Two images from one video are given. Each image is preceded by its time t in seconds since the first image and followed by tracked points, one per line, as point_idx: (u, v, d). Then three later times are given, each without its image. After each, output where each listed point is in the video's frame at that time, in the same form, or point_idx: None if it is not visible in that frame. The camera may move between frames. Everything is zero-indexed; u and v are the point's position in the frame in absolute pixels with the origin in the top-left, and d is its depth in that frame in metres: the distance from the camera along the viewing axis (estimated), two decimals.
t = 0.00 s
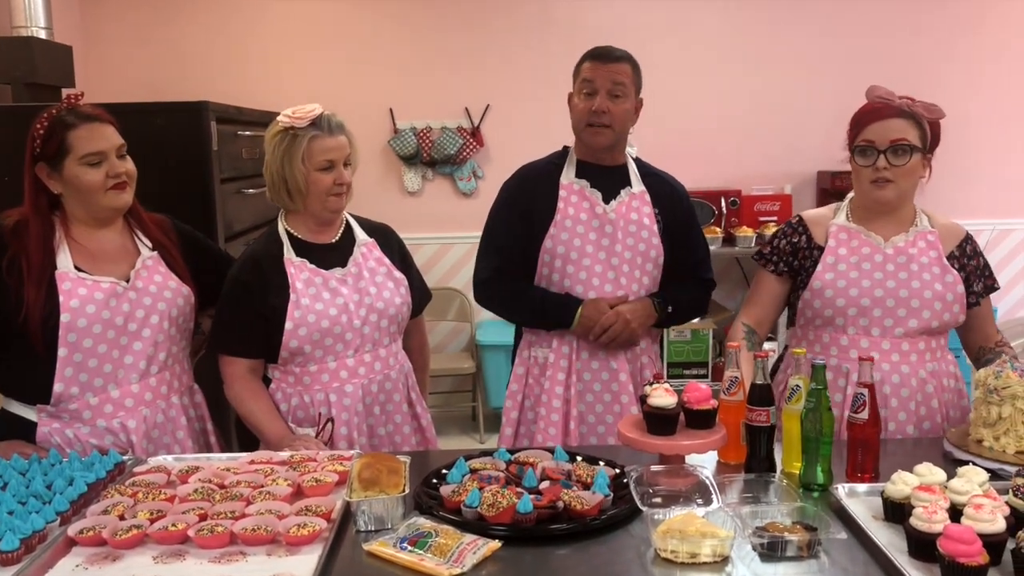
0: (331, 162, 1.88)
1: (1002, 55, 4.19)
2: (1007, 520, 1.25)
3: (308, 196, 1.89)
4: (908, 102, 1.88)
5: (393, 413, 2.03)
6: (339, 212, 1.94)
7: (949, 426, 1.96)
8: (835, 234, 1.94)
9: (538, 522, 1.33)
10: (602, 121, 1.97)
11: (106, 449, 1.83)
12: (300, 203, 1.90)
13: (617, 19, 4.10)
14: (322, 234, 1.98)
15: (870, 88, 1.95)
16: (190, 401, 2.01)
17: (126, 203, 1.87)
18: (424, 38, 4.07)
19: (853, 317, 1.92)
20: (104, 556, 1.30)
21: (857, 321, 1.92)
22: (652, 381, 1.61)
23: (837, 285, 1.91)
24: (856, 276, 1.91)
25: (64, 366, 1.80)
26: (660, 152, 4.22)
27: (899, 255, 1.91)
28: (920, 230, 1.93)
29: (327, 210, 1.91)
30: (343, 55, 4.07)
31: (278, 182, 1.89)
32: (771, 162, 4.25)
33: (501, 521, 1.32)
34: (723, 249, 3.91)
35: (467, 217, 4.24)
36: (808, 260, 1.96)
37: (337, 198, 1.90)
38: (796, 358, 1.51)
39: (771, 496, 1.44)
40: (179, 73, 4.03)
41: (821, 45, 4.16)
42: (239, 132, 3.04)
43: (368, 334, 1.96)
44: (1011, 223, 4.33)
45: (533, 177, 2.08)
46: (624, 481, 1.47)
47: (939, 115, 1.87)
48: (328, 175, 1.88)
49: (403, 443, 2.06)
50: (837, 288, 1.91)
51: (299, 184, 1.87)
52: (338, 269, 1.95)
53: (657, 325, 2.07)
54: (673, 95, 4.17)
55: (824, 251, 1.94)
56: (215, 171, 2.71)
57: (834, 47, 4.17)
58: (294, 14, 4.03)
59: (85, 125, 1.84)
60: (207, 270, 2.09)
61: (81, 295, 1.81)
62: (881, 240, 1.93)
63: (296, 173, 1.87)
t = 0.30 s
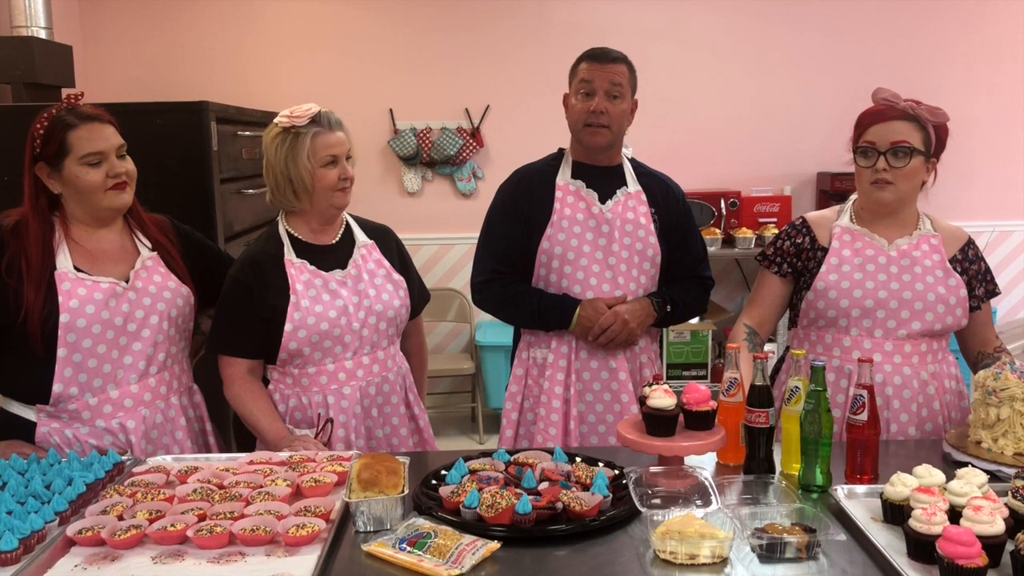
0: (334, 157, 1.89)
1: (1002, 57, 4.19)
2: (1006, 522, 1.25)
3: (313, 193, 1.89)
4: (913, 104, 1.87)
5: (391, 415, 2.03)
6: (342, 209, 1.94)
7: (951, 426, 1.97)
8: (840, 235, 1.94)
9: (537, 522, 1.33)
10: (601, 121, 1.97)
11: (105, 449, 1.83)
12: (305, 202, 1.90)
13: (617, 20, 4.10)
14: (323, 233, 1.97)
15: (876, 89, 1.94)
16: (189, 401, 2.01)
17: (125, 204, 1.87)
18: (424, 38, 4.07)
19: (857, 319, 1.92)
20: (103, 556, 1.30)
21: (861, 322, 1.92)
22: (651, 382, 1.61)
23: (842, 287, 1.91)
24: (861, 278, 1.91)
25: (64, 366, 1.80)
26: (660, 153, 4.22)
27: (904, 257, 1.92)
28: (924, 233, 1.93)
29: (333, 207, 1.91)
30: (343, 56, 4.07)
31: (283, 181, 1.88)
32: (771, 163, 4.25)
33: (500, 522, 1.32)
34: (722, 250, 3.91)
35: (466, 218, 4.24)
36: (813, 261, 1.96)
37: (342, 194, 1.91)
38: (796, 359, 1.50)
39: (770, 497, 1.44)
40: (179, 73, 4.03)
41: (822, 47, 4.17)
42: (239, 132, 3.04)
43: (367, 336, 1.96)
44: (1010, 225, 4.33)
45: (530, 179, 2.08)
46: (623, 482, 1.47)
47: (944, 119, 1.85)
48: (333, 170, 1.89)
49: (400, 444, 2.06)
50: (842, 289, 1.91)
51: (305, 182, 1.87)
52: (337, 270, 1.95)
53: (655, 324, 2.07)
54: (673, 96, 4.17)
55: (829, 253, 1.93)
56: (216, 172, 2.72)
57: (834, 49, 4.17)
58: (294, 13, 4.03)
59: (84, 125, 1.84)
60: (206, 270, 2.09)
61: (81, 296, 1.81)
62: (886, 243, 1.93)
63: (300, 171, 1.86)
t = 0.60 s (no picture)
0: (334, 158, 1.89)
1: (1002, 58, 4.19)
2: (1005, 524, 1.25)
3: (314, 194, 1.89)
4: (916, 107, 1.87)
5: (389, 415, 2.03)
6: (342, 209, 1.95)
7: (952, 428, 1.97)
8: (841, 237, 1.94)
9: (537, 524, 1.33)
10: (598, 122, 1.98)
11: (105, 450, 1.83)
12: (306, 203, 1.90)
13: (617, 20, 4.10)
14: (321, 234, 1.98)
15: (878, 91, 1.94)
16: (189, 402, 2.01)
17: (125, 205, 1.87)
18: (424, 39, 4.07)
19: (859, 321, 1.92)
20: (103, 558, 1.30)
21: (863, 324, 1.93)
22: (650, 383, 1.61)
23: (843, 289, 1.91)
24: (863, 279, 1.91)
25: (63, 367, 1.80)
26: (660, 154, 4.22)
27: (904, 259, 1.92)
28: (924, 235, 1.93)
29: (333, 207, 1.92)
30: (343, 57, 4.07)
31: (285, 183, 1.88)
32: (771, 164, 4.25)
33: (499, 524, 1.32)
34: (722, 251, 3.91)
35: (466, 219, 4.24)
36: (814, 263, 1.96)
37: (342, 194, 1.92)
38: (795, 361, 1.50)
39: (769, 499, 1.44)
40: (179, 73, 4.03)
41: (821, 47, 4.17)
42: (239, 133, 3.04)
43: (365, 337, 1.96)
44: (1009, 226, 4.33)
45: (528, 182, 2.09)
46: (623, 484, 1.47)
47: (947, 122, 1.86)
48: (333, 171, 1.89)
49: (399, 444, 2.06)
50: (844, 291, 1.91)
51: (306, 183, 1.87)
52: (335, 272, 1.95)
53: (654, 324, 2.07)
54: (673, 98, 4.17)
55: (830, 254, 1.93)
56: (216, 173, 2.72)
57: (834, 50, 4.17)
58: (294, 14, 4.03)
59: (84, 125, 1.84)
60: (206, 271, 2.09)
61: (81, 297, 1.81)
62: (887, 245, 1.93)
63: (302, 173, 1.86)
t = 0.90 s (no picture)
0: (331, 159, 1.89)
1: (1002, 60, 4.20)
2: (1005, 526, 1.25)
3: (311, 195, 1.89)
4: (919, 111, 1.87)
5: (389, 415, 2.03)
6: (339, 210, 1.95)
7: (951, 430, 1.97)
8: (840, 238, 1.94)
9: (536, 525, 1.33)
10: (600, 125, 1.98)
11: (104, 451, 1.83)
12: (304, 204, 1.90)
13: (617, 22, 4.11)
14: (319, 235, 1.98)
15: (879, 92, 1.93)
16: (188, 404, 2.01)
17: (126, 206, 1.87)
18: (424, 40, 4.07)
19: (858, 322, 1.92)
20: (102, 559, 1.30)
21: (863, 326, 1.93)
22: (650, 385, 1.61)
23: (843, 290, 1.91)
24: (863, 281, 1.91)
25: (63, 369, 1.80)
26: (660, 156, 4.23)
27: (904, 261, 1.92)
28: (923, 237, 1.94)
29: (330, 208, 1.92)
30: (343, 58, 4.07)
31: (283, 184, 1.88)
32: (770, 166, 4.25)
33: (499, 525, 1.32)
34: (721, 253, 3.91)
35: (466, 220, 4.24)
36: (813, 265, 1.96)
37: (340, 195, 1.92)
38: (795, 363, 1.51)
39: (769, 500, 1.44)
40: (179, 74, 4.04)
41: (821, 49, 4.17)
42: (239, 135, 3.04)
43: (364, 337, 1.96)
44: (1009, 228, 4.34)
45: (528, 183, 2.10)
46: (622, 485, 1.47)
47: (949, 125, 1.86)
48: (330, 172, 1.89)
49: (399, 445, 2.06)
50: (843, 292, 1.91)
51: (303, 184, 1.87)
52: (334, 272, 1.95)
53: (654, 326, 2.07)
54: (673, 99, 4.18)
55: (830, 256, 1.93)
56: (215, 174, 2.72)
57: (834, 52, 4.17)
58: (294, 15, 4.03)
59: (85, 126, 1.84)
60: (206, 272, 2.09)
61: (81, 298, 1.81)
62: (886, 247, 1.93)
63: (299, 174, 1.86)
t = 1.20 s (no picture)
0: (333, 159, 1.89)
1: (1003, 62, 4.19)
2: (1005, 527, 1.25)
3: (312, 195, 1.89)
4: (918, 110, 1.87)
5: (391, 415, 2.03)
6: (340, 210, 1.95)
7: (952, 431, 1.97)
8: (839, 239, 1.94)
9: (537, 526, 1.33)
10: (613, 131, 1.98)
11: (105, 451, 1.83)
12: (305, 203, 1.90)
13: (618, 23, 4.11)
14: (321, 235, 1.98)
15: (878, 93, 1.93)
16: (189, 404, 2.02)
17: (127, 205, 1.88)
18: (425, 41, 4.07)
19: (859, 323, 1.92)
20: (102, 558, 1.30)
21: (863, 326, 1.93)
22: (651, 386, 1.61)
23: (843, 291, 1.91)
24: (862, 281, 1.91)
25: (64, 369, 1.80)
26: (661, 157, 4.23)
27: (904, 261, 1.92)
28: (923, 237, 1.94)
29: (331, 208, 1.91)
30: (344, 59, 4.07)
31: (284, 183, 1.88)
32: (771, 167, 4.25)
33: (499, 525, 1.33)
34: (722, 254, 3.91)
35: (467, 220, 4.24)
36: (813, 266, 1.96)
37: (341, 194, 1.91)
38: (795, 364, 1.51)
39: (769, 501, 1.44)
40: (180, 75, 4.04)
41: (822, 50, 4.17)
42: (240, 135, 3.04)
43: (366, 336, 1.96)
44: (1010, 230, 4.33)
45: (530, 183, 2.10)
46: (623, 486, 1.47)
47: (948, 125, 1.86)
48: (331, 171, 1.89)
49: (401, 445, 2.06)
50: (843, 293, 1.91)
51: (305, 184, 1.87)
52: (336, 272, 1.95)
53: (657, 327, 2.07)
54: (673, 100, 4.18)
55: (829, 256, 1.94)
56: (217, 175, 2.72)
57: (835, 53, 4.17)
58: (295, 16, 4.03)
59: (86, 126, 1.84)
60: (207, 272, 2.10)
61: (81, 297, 1.81)
62: (886, 247, 1.93)
63: (301, 173, 1.87)
